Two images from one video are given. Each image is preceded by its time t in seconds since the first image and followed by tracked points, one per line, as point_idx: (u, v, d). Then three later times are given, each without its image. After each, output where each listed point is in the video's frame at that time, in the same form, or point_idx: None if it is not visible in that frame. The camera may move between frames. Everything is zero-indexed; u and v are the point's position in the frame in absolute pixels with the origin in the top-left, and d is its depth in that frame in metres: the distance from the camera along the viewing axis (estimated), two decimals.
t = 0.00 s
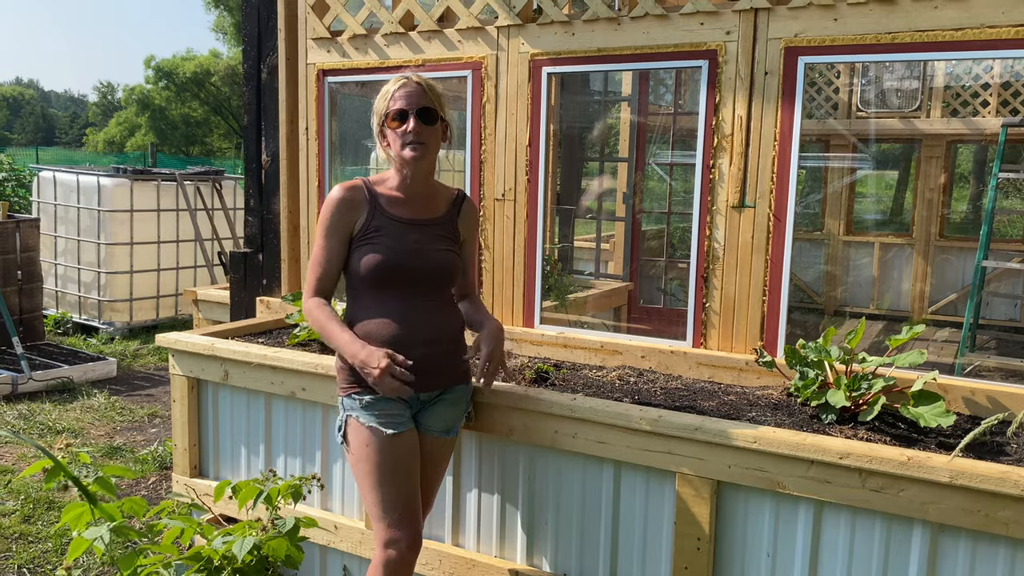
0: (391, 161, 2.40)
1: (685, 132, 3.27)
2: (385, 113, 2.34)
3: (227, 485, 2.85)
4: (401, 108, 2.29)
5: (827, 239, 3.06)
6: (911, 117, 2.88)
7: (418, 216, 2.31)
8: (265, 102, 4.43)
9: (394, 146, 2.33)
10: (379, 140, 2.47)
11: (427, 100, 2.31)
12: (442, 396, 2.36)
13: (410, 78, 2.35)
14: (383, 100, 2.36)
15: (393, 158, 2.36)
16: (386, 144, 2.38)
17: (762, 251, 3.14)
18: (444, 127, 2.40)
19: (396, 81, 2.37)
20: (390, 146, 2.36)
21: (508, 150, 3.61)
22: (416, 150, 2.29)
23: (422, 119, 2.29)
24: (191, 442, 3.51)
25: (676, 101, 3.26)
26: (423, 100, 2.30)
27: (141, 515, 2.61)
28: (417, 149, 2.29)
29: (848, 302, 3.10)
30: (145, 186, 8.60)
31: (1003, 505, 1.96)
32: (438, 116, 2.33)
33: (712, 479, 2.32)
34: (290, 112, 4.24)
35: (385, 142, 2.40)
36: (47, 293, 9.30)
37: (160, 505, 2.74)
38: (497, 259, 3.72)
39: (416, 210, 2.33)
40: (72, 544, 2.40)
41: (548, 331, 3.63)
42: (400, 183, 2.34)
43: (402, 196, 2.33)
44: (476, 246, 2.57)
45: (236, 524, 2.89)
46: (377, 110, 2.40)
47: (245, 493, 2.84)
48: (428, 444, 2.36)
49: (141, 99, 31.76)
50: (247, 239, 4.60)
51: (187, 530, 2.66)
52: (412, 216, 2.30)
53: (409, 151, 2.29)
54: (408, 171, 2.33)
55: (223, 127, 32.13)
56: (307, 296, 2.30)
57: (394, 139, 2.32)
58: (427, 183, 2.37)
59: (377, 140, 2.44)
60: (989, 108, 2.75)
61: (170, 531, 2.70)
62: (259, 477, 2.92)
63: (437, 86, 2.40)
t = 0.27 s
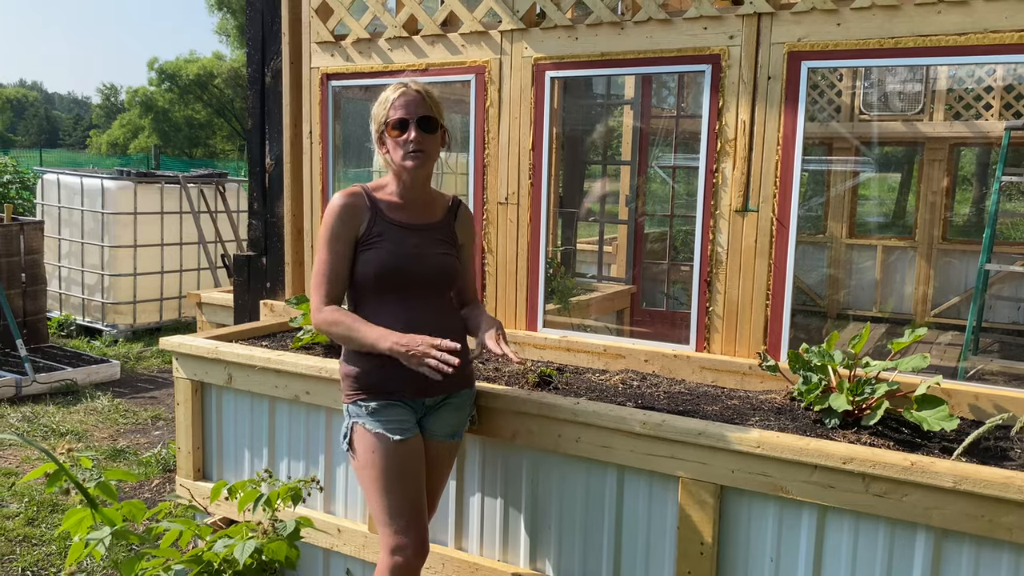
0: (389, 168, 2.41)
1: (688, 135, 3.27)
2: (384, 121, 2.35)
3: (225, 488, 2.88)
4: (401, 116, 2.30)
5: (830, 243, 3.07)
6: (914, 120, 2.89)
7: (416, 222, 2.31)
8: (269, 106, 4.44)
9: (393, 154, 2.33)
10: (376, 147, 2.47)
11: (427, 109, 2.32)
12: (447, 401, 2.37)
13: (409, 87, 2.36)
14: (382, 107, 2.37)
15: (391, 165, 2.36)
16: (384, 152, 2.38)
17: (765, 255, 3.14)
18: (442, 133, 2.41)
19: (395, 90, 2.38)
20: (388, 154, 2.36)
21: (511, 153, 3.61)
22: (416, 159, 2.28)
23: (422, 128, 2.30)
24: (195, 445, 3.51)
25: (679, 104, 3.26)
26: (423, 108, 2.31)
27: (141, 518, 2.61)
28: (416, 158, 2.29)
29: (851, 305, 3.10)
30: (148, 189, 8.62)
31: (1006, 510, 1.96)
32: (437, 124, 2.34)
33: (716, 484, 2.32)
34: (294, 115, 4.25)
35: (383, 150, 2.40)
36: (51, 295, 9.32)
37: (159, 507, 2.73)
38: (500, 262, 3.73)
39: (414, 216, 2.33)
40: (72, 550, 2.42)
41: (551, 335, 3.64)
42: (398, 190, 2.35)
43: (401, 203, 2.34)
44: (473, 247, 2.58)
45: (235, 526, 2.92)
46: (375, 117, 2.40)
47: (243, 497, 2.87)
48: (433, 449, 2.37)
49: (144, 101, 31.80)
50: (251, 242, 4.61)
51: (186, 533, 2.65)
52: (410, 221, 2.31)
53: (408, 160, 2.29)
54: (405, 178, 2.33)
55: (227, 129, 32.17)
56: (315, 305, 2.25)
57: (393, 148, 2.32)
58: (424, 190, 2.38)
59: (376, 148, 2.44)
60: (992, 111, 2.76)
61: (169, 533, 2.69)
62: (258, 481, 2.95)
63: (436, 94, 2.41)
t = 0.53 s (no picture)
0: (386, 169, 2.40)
1: (690, 138, 3.26)
2: (383, 124, 2.33)
3: (228, 488, 2.87)
4: (400, 121, 2.29)
5: (833, 246, 3.06)
6: (916, 123, 2.87)
7: (415, 225, 2.32)
8: (271, 109, 4.45)
9: (391, 158, 2.33)
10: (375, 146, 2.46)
11: (426, 114, 2.31)
12: (450, 404, 2.37)
13: (409, 89, 2.34)
14: (381, 109, 2.35)
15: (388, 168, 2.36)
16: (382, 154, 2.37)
17: (766, 258, 3.14)
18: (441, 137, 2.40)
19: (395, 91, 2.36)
20: (386, 157, 2.36)
21: (513, 156, 3.61)
22: (413, 165, 2.29)
23: (420, 133, 2.29)
24: (196, 447, 3.51)
25: (681, 107, 3.25)
26: (422, 114, 2.30)
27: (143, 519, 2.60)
28: (413, 165, 2.29)
29: (853, 308, 3.09)
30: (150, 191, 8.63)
31: (1009, 513, 1.96)
32: (437, 129, 2.33)
33: (718, 487, 2.31)
34: (296, 118, 4.25)
35: (381, 151, 2.39)
36: (53, 297, 9.33)
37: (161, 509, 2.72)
38: (502, 265, 3.73)
39: (412, 219, 2.34)
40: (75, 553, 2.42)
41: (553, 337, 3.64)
42: (396, 193, 2.35)
43: (399, 206, 2.35)
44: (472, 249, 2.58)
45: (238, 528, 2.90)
46: (375, 118, 2.39)
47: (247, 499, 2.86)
48: (437, 452, 2.37)
49: (146, 103, 31.83)
50: (253, 245, 4.61)
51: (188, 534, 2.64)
52: (409, 223, 2.32)
53: (405, 166, 2.29)
54: (403, 182, 2.33)
55: (229, 132, 32.21)
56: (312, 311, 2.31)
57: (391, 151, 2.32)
58: (422, 193, 2.39)
59: (374, 147, 2.44)
60: (994, 113, 2.76)
61: (171, 535, 2.68)
62: (261, 482, 2.93)
63: (436, 95, 2.40)
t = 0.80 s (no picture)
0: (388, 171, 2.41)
1: (691, 140, 3.26)
2: (385, 125, 2.34)
3: (231, 489, 2.86)
4: (401, 123, 2.29)
5: (834, 248, 3.06)
6: (917, 125, 2.87)
7: (416, 226, 2.32)
8: (273, 111, 4.45)
9: (392, 160, 2.33)
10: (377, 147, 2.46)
11: (427, 117, 2.31)
12: (449, 405, 2.37)
13: (412, 91, 2.34)
14: (383, 111, 2.35)
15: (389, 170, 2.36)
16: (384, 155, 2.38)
17: (768, 260, 3.14)
18: (443, 139, 2.40)
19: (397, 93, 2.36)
20: (387, 158, 2.36)
21: (514, 158, 3.62)
22: (413, 167, 2.29)
23: (421, 136, 2.29)
24: (197, 449, 3.51)
25: (682, 109, 3.25)
26: (423, 116, 2.30)
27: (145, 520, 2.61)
28: (414, 167, 2.29)
29: (854, 310, 3.11)
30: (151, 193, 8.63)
31: (1011, 516, 1.95)
32: (438, 132, 2.33)
33: (720, 489, 2.31)
34: (297, 120, 4.25)
35: (383, 153, 2.40)
36: (54, 299, 9.34)
37: (164, 510, 2.73)
38: (503, 267, 3.73)
39: (413, 220, 2.34)
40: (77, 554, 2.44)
41: (554, 340, 3.64)
42: (397, 195, 2.35)
43: (400, 208, 2.34)
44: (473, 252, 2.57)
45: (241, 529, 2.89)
46: (377, 119, 2.39)
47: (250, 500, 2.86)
48: (436, 454, 2.36)
49: (147, 105, 31.83)
50: (254, 247, 4.62)
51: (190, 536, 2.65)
52: (409, 225, 2.31)
53: (406, 168, 2.29)
54: (404, 184, 2.33)
55: (230, 134, 32.23)
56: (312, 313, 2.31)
57: (392, 153, 2.32)
58: (423, 195, 2.38)
59: (375, 148, 2.43)
60: (995, 116, 2.75)
61: (173, 536, 2.68)
62: (264, 483, 2.92)
63: (438, 97, 2.40)
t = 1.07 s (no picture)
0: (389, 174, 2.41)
1: (690, 142, 3.26)
2: (386, 129, 2.34)
3: (229, 492, 2.87)
4: (402, 127, 2.29)
5: (833, 250, 3.06)
6: (916, 127, 2.88)
7: (416, 229, 2.31)
8: (273, 113, 4.46)
9: (393, 163, 2.33)
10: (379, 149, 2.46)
11: (429, 120, 2.31)
12: (447, 407, 2.37)
13: (414, 94, 2.34)
14: (385, 113, 2.36)
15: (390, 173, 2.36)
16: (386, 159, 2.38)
17: (767, 262, 3.14)
18: (445, 142, 2.40)
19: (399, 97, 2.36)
20: (388, 161, 2.36)
21: (514, 160, 3.62)
22: (414, 171, 2.29)
23: (422, 140, 2.29)
24: (197, 451, 3.51)
25: (682, 111, 3.26)
26: (425, 120, 2.30)
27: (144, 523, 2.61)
28: (414, 170, 2.29)
29: (854, 312, 3.10)
30: (151, 195, 8.64)
31: (1010, 519, 1.96)
32: (439, 135, 2.33)
33: (719, 491, 2.31)
34: (297, 122, 4.25)
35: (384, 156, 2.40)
36: (53, 301, 9.34)
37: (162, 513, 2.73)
38: (503, 269, 3.74)
39: (413, 223, 2.33)
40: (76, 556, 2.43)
41: (553, 342, 3.64)
42: (397, 198, 2.35)
43: (400, 210, 2.35)
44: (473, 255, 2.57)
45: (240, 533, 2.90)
46: (378, 122, 2.39)
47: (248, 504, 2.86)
48: (433, 456, 2.36)
49: (147, 107, 31.83)
50: (254, 249, 4.63)
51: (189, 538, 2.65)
52: (409, 228, 2.32)
53: (407, 171, 2.29)
54: (405, 187, 2.33)
55: (230, 135, 32.24)
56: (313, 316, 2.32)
57: (393, 157, 2.32)
58: (424, 198, 2.38)
59: (377, 150, 2.44)
60: (994, 118, 2.76)
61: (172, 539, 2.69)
62: (262, 486, 2.92)
63: (441, 100, 2.40)
